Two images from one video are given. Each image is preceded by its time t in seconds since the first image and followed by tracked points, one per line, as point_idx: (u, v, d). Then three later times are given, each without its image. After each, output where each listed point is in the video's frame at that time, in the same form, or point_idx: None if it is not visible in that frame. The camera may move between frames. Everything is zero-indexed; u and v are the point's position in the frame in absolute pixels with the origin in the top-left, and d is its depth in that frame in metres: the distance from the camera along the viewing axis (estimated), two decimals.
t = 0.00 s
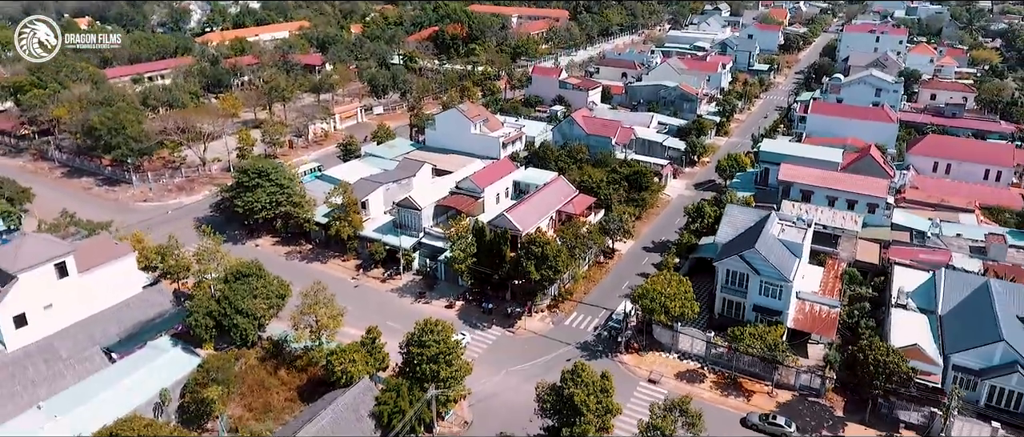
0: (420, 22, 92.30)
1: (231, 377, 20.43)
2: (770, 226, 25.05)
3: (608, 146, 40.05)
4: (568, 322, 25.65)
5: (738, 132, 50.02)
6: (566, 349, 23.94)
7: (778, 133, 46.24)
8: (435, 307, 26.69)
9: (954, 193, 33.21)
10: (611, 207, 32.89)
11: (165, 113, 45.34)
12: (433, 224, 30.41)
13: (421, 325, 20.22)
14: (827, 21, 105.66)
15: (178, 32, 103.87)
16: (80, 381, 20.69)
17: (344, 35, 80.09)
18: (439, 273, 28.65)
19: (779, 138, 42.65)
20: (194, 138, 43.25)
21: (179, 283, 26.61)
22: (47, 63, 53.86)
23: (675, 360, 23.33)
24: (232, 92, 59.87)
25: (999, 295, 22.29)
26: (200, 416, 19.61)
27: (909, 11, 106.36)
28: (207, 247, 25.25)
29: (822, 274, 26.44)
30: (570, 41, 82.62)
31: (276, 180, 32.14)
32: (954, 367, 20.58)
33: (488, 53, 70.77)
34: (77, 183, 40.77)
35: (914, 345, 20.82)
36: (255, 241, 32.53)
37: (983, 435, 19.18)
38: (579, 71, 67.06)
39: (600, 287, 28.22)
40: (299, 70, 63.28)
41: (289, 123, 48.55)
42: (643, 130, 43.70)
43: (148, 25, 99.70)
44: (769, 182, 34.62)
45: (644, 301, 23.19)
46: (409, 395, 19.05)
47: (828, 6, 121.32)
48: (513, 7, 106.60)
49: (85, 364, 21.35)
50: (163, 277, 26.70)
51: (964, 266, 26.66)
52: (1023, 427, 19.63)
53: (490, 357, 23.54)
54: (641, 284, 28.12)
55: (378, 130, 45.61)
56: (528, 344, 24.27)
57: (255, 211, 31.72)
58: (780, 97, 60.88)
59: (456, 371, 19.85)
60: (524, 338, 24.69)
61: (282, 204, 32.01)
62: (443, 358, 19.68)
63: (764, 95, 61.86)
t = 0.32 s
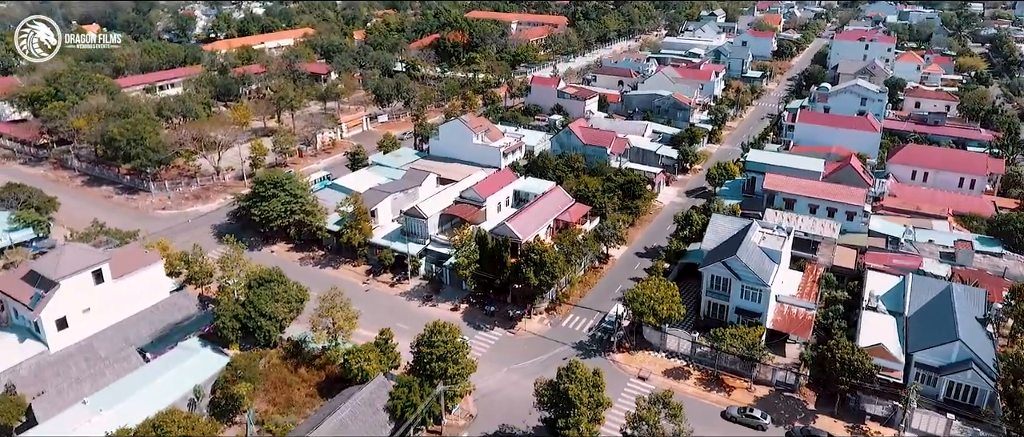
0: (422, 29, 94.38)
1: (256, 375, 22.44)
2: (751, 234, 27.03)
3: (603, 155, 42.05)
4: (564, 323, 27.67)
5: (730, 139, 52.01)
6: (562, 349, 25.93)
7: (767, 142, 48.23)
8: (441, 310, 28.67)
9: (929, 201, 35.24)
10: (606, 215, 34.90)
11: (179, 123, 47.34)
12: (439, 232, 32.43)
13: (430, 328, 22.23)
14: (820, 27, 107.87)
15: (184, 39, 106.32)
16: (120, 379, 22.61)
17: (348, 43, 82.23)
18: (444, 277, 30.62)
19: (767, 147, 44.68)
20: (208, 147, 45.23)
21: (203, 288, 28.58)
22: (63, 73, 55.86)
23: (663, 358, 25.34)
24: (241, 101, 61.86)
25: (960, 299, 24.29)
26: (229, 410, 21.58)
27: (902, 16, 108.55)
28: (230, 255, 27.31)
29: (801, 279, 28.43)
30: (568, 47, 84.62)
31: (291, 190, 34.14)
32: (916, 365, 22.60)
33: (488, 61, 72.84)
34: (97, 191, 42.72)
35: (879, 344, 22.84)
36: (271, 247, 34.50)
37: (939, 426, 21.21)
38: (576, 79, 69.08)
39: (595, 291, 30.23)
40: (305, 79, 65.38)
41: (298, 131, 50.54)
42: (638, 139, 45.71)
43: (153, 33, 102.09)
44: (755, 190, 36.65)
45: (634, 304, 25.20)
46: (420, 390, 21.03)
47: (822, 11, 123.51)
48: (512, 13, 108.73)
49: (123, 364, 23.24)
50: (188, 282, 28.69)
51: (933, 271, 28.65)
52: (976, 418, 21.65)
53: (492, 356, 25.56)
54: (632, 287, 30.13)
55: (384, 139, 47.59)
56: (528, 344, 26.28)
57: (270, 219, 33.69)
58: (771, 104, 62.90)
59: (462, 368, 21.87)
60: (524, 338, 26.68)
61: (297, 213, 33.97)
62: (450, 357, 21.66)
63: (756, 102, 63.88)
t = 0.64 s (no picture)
0: (425, 35, 96.46)
1: (278, 370, 24.46)
2: (735, 242, 29.03)
3: (600, 164, 44.09)
4: (561, 325, 29.70)
5: (723, 147, 54.03)
6: (559, 348, 27.97)
7: (758, 151, 50.25)
8: (447, 312, 30.65)
9: (908, 210, 37.28)
10: (601, 222, 36.95)
11: (194, 132, 49.36)
12: (444, 238, 34.50)
13: (438, 328, 24.27)
14: (815, 34, 110.06)
15: (191, 44, 108.59)
16: (154, 374, 24.81)
17: (353, 49, 84.29)
18: (449, 281, 32.64)
19: (757, 156, 46.75)
20: (222, 154, 47.23)
21: (224, 290, 30.58)
22: (80, 81, 57.86)
23: (652, 357, 27.38)
24: (251, 108, 63.88)
25: (927, 303, 26.31)
26: (255, 402, 23.66)
27: (896, 24, 110.79)
28: (251, 261, 29.35)
29: (783, 283, 30.44)
30: (568, 54, 86.67)
31: (304, 197, 36.16)
32: (884, 363, 24.62)
33: (490, 69, 74.92)
34: (116, 197, 44.70)
35: (850, 344, 24.88)
36: (286, 251, 36.51)
37: (903, 419, 23.20)
38: (576, 86, 71.10)
39: (590, 294, 32.27)
40: (313, 86, 67.44)
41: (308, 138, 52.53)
42: (633, 148, 47.72)
43: (160, 38, 104.28)
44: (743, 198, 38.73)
45: (626, 307, 27.20)
46: (429, 386, 23.05)
47: (819, 17, 125.70)
48: (513, 19, 110.86)
49: (155, 361, 25.54)
50: (211, 285, 30.68)
51: (907, 276, 30.65)
52: (937, 412, 23.65)
53: (494, 354, 27.59)
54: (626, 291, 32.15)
55: (390, 147, 49.55)
56: (526, 343, 28.36)
57: (285, 225, 35.67)
58: (764, 112, 64.89)
59: (467, 366, 23.83)
60: (523, 338, 28.72)
61: (310, 219, 35.95)
62: (458, 355, 23.67)
63: (751, 110, 65.88)
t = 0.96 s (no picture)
0: (428, 41, 98.59)
1: (297, 368, 26.50)
2: (722, 249, 31.03)
3: (597, 172, 46.09)
4: (559, 325, 31.75)
5: (716, 155, 56.08)
6: (557, 347, 29.99)
7: (749, 159, 52.30)
8: (452, 314, 32.68)
9: (888, 218, 39.32)
10: (597, 228, 38.98)
11: (208, 140, 51.42)
12: (448, 244, 36.55)
13: (445, 329, 26.26)
14: (810, 40, 112.19)
15: (198, 49, 110.63)
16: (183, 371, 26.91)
17: (357, 56, 86.38)
18: (454, 284, 34.66)
19: (747, 164, 48.80)
20: (235, 162, 49.28)
21: (243, 292, 32.60)
22: (96, 89, 59.95)
23: (644, 356, 29.42)
24: (260, 115, 65.94)
25: (898, 306, 28.33)
26: (276, 397, 25.69)
27: (890, 31, 112.90)
28: (269, 265, 31.39)
29: (767, 287, 32.48)
30: (568, 61, 88.72)
31: (317, 205, 38.16)
32: (857, 362, 26.66)
33: (492, 76, 77.02)
34: (135, 203, 46.75)
35: (825, 344, 26.93)
36: (299, 255, 38.54)
37: (873, 413, 25.24)
38: (575, 93, 73.14)
39: (586, 297, 34.28)
40: (319, 93, 69.53)
41: (316, 146, 54.58)
42: (629, 156, 49.75)
43: (168, 44, 106.47)
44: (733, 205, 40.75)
45: (620, 309, 29.20)
46: (437, 382, 25.08)
47: (815, 23, 127.81)
48: (514, 25, 113.07)
49: (183, 358, 27.70)
50: (230, 288, 32.74)
51: (883, 281, 32.68)
52: (905, 407, 25.70)
53: (496, 353, 29.62)
54: (620, 294, 34.19)
55: (396, 153, 51.57)
56: (526, 343, 30.40)
57: (298, 231, 37.68)
58: (757, 120, 66.96)
59: (472, 363, 25.80)
60: (523, 338, 30.75)
61: (322, 225, 37.94)
62: (464, 353, 25.62)
63: (744, 117, 67.92)
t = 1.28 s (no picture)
0: (431, 46, 100.67)
1: (314, 364, 28.56)
2: (711, 254, 33.05)
3: (595, 179, 48.16)
4: (558, 325, 33.83)
5: (709, 161, 58.14)
6: (556, 346, 32.05)
7: (742, 166, 54.33)
8: (457, 315, 34.73)
9: (871, 224, 41.35)
10: (594, 233, 41.05)
11: (221, 147, 53.46)
12: (453, 248, 38.70)
13: (452, 330, 28.24)
14: (806, 45, 114.23)
15: (205, 53, 112.60)
16: (209, 367, 28.93)
17: (362, 62, 88.45)
18: (459, 286, 36.72)
19: (740, 171, 50.89)
20: (247, 168, 51.31)
21: (261, 294, 34.63)
22: (111, 96, 62.00)
23: (636, 354, 31.50)
24: (269, 121, 68.02)
25: (874, 308, 30.33)
26: (296, 392, 27.72)
27: (884, 36, 114.95)
28: (286, 269, 33.42)
29: (753, 290, 34.50)
30: (568, 66, 90.75)
31: (328, 210, 40.17)
32: (834, 360, 28.71)
33: (493, 82, 79.13)
34: (152, 207, 48.80)
35: (804, 344, 29.00)
36: (311, 258, 40.60)
37: (847, 407, 27.48)
38: (574, 99, 75.16)
39: (583, 299, 36.31)
40: (326, 99, 71.60)
41: (324, 152, 56.59)
42: (626, 163, 51.79)
43: (175, 49, 108.58)
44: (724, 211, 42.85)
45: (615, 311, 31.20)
46: (445, 378, 27.08)
47: (811, 27, 129.86)
48: (515, 30, 115.02)
49: (208, 356, 29.70)
50: (249, 290, 34.76)
51: (863, 284, 34.71)
52: (878, 402, 27.74)
53: (499, 351, 31.71)
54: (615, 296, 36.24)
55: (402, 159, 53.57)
56: (527, 342, 32.49)
57: (311, 236, 39.68)
58: (751, 126, 69.01)
59: (476, 361, 27.85)
60: (524, 337, 32.83)
61: (333, 230, 39.94)
62: (469, 351, 27.66)
63: (738, 123, 69.97)
